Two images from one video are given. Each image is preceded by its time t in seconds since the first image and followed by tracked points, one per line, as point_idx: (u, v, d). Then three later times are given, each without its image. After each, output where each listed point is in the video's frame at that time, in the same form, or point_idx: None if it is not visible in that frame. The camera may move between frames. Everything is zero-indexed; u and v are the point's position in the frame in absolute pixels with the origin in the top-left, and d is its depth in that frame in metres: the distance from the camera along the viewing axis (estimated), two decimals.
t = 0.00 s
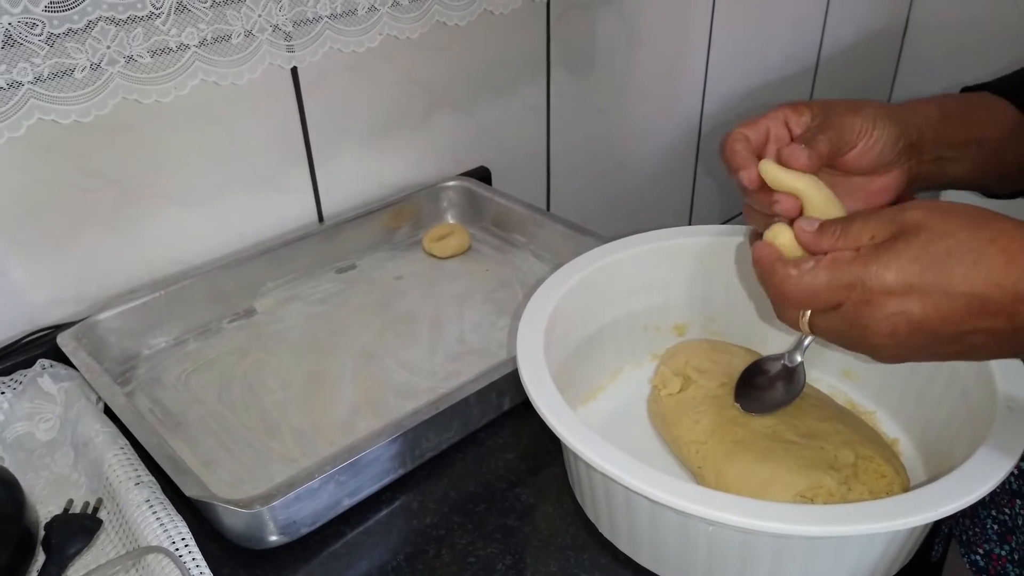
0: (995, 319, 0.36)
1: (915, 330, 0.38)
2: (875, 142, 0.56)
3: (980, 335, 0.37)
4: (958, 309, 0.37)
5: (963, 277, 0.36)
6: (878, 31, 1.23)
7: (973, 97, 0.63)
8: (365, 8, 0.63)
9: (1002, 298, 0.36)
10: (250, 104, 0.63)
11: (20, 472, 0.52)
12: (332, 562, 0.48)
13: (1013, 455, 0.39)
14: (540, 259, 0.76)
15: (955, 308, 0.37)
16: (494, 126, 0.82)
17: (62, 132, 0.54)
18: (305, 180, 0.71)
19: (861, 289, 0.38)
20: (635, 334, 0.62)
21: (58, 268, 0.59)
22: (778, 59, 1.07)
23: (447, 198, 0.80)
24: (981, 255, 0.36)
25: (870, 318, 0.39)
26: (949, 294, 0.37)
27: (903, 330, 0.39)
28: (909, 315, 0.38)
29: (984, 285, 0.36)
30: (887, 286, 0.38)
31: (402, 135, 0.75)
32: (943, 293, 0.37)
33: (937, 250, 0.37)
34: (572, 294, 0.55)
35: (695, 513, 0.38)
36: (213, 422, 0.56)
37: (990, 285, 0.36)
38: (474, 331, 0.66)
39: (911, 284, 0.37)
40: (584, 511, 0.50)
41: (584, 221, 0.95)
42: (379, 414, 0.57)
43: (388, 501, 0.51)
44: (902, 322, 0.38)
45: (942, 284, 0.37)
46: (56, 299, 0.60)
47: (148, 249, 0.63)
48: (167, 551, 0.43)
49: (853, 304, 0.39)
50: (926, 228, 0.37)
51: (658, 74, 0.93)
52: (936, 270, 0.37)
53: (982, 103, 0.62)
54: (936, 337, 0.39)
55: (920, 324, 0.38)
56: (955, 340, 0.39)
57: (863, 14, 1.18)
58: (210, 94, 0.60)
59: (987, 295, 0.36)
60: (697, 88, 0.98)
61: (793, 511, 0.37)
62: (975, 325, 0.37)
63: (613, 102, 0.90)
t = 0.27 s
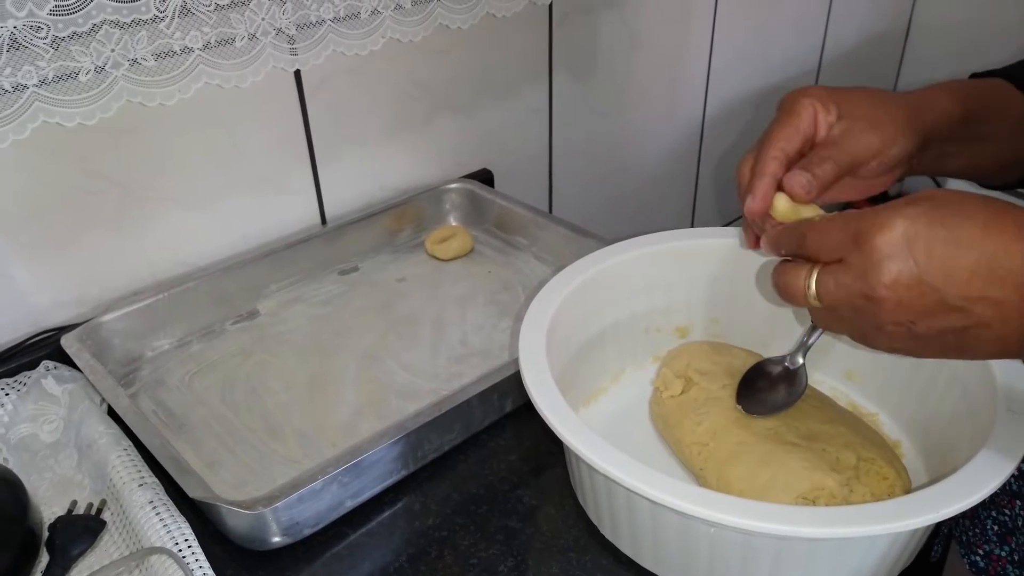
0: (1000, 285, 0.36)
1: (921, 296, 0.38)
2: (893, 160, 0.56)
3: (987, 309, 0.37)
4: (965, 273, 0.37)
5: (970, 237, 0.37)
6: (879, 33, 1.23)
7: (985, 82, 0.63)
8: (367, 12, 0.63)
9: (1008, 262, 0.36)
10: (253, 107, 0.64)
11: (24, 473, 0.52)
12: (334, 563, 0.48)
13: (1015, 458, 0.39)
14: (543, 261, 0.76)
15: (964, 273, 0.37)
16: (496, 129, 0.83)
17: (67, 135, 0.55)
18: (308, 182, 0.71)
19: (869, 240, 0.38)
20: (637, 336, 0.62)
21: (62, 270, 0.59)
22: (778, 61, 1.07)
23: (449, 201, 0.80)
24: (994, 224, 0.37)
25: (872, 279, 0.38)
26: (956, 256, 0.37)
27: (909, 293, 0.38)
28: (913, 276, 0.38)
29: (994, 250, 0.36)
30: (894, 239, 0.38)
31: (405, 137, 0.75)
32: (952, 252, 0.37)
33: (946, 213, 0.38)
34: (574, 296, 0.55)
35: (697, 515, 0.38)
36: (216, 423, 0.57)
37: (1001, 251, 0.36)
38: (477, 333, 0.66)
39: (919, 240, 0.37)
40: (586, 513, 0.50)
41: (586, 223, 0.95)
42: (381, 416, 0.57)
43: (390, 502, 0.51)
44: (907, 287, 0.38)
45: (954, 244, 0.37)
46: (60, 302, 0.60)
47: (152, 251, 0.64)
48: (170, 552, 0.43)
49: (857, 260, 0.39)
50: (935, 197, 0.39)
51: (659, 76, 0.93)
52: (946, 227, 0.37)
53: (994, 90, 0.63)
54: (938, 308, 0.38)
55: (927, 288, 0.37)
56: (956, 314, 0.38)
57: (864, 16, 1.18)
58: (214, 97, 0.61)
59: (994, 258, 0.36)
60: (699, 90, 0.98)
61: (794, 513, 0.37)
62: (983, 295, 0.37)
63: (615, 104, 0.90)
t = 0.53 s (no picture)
0: (985, 279, 0.36)
1: (903, 284, 0.38)
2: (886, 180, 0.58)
3: (969, 302, 0.37)
4: (949, 264, 0.37)
5: (959, 228, 0.37)
6: (878, 37, 1.23)
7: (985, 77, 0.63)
8: (366, 14, 0.62)
9: (994, 254, 0.36)
10: (253, 108, 0.64)
11: (23, 473, 0.52)
12: (331, 563, 0.48)
13: (1009, 458, 0.39)
14: (541, 263, 0.76)
15: (947, 263, 0.37)
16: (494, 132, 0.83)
17: (67, 137, 0.55)
18: (307, 184, 0.71)
19: (858, 224, 0.39)
20: (634, 337, 0.62)
21: (61, 271, 0.59)
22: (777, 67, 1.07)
23: (448, 203, 0.80)
24: (983, 219, 0.37)
25: (859, 263, 0.39)
26: (943, 245, 0.37)
27: (890, 280, 0.38)
28: (899, 262, 0.38)
29: (979, 243, 0.36)
30: (884, 225, 0.38)
31: (404, 139, 0.76)
32: (936, 242, 0.37)
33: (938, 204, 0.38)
34: (571, 297, 0.55)
35: (691, 515, 0.38)
36: (214, 424, 0.57)
37: (987, 244, 0.36)
38: (475, 335, 0.66)
39: (907, 228, 0.38)
40: (582, 513, 0.50)
41: (585, 226, 0.96)
42: (379, 417, 0.57)
43: (388, 503, 0.52)
44: (889, 274, 0.38)
45: (940, 234, 0.37)
46: (59, 302, 0.60)
47: (151, 252, 0.64)
48: (167, 551, 0.43)
49: (847, 244, 0.40)
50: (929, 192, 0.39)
51: (658, 79, 0.93)
52: (933, 217, 0.37)
53: (993, 86, 0.62)
54: (922, 297, 0.38)
55: (910, 275, 0.38)
56: (939, 305, 0.38)
57: (862, 20, 1.18)
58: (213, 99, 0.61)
59: (982, 249, 0.36)
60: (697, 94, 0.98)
61: (789, 513, 0.37)
62: (963, 288, 0.37)
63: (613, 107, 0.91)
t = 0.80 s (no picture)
0: (980, 282, 0.37)
1: (899, 287, 0.38)
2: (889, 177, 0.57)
3: (965, 303, 0.37)
4: (945, 266, 0.37)
5: (954, 230, 0.37)
6: (877, 34, 1.23)
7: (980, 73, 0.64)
8: (366, 13, 0.62)
9: (988, 257, 0.36)
10: (252, 107, 0.64)
11: (23, 471, 0.53)
12: (331, 560, 0.48)
13: (1007, 456, 0.39)
14: (540, 261, 0.76)
15: (944, 265, 0.37)
16: (494, 130, 0.83)
17: (66, 136, 0.55)
18: (307, 182, 0.71)
19: (854, 226, 0.38)
20: (633, 335, 0.62)
21: (61, 270, 0.59)
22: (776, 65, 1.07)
23: (447, 201, 0.80)
24: (975, 220, 0.37)
25: (854, 265, 0.39)
26: (938, 247, 0.37)
27: (887, 283, 0.38)
28: (894, 265, 0.38)
29: (974, 244, 0.37)
30: (880, 227, 0.38)
31: (403, 138, 0.76)
32: (933, 244, 0.37)
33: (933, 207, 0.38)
34: (570, 295, 0.55)
35: (690, 512, 0.38)
36: (214, 422, 0.57)
37: (982, 246, 0.37)
38: (474, 333, 0.66)
39: (902, 229, 0.38)
40: (582, 511, 0.50)
41: (584, 225, 0.96)
42: (378, 415, 0.58)
43: (387, 500, 0.52)
44: (885, 276, 0.38)
45: (936, 235, 0.37)
46: (59, 301, 0.60)
47: (151, 251, 0.64)
48: (167, 549, 0.43)
49: (841, 246, 0.39)
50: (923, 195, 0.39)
51: (657, 77, 0.93)
52: (928, 219, 0.38)
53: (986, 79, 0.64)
54: (916, 299, 0.38)
55: (906, 277, 0.38)
56: (934, 306, 0.38)
57: (862, 17, 1.18)
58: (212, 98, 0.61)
59: (976, 252, 0.37)
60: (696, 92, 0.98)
61: (788, 511, 0.37)
62: (960, 289, 0.37)
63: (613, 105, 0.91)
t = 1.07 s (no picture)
0: (982, 262, 0.37)
1: (902, 271, 0.38)
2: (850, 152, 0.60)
3: (966, 285, 0.38)
4: (948, 248, 0.37)
5: (957, 215, 0.37)
6: (883, 30, 1.22)
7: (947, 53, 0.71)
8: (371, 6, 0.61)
9: (994, 241, 0.37)
10: (258, 100, 0.64)
11: (28, 462, 0.53)
12: (336, 552, 0.48)
13: (1015, 450, 0.39)
14: (545, 256, 0.76)
15: (949, 247, 0.37)
16: (499, 125, 0.83)
17: (72, 128, 0.55)
18: (312, 176, 0.71)
19: (856, 211, 0.38)
20: (638, 329, 0.62)
21: (66, 262, 0.59)
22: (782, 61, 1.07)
23: (452, 196, 0.80)
24: (977, 202, 0.37)
25: (854, 248, 0.38)
26: (940, 231, 0.37)
27: (889, 266, 0.38)
28: (896, 249, 0.37)
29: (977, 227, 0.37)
30: (885, 210, 0.37)
31: (408, 132, 0.76)
32: (936, 227, 0.37)
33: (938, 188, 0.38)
34: (575, 289, 0.55)
35: (696, 506, 0.38)
36: (219, 415, 0.57)
37: (986, 228, 0.37)
38: (479, 327, 0.66)
39: (905, 213, 0.37)
40: (587, 504, 0.50)
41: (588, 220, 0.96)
42: (383, 408, 0.58)
43: (392, 493, 0.52)
44: (887, 259, 0.38)
45: (938, 219, 0.37)
46: (64, 294, 0.60)
47: (156, 244, 0.64)
48: (172, 540, 0.43)
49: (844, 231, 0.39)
50: (917, 174, 0.39)
51: (662, 72, 0.93)
52: (932, 204, 0.37)
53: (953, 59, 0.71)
54: (919, 282, 0.38)
55: (909, 260, 0.38)
56: (937, 289, 0.39)
57: (868, 13, 1.18)
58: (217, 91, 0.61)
59: (980, 236, 0.37)
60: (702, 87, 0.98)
61: (795, 503, 0.37)
62: (962, 269, 0.38)
63: (617, 100, 0.90)
